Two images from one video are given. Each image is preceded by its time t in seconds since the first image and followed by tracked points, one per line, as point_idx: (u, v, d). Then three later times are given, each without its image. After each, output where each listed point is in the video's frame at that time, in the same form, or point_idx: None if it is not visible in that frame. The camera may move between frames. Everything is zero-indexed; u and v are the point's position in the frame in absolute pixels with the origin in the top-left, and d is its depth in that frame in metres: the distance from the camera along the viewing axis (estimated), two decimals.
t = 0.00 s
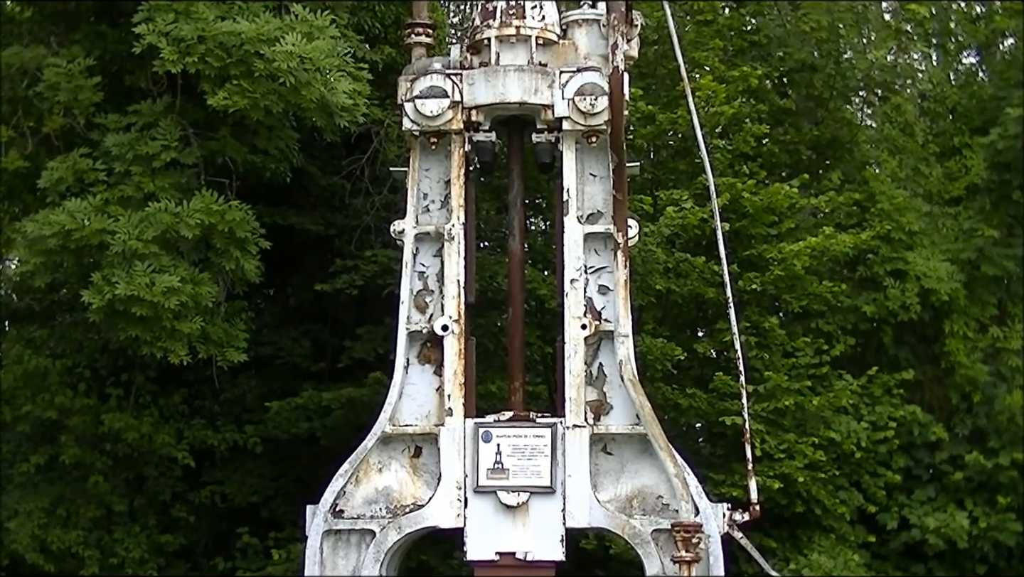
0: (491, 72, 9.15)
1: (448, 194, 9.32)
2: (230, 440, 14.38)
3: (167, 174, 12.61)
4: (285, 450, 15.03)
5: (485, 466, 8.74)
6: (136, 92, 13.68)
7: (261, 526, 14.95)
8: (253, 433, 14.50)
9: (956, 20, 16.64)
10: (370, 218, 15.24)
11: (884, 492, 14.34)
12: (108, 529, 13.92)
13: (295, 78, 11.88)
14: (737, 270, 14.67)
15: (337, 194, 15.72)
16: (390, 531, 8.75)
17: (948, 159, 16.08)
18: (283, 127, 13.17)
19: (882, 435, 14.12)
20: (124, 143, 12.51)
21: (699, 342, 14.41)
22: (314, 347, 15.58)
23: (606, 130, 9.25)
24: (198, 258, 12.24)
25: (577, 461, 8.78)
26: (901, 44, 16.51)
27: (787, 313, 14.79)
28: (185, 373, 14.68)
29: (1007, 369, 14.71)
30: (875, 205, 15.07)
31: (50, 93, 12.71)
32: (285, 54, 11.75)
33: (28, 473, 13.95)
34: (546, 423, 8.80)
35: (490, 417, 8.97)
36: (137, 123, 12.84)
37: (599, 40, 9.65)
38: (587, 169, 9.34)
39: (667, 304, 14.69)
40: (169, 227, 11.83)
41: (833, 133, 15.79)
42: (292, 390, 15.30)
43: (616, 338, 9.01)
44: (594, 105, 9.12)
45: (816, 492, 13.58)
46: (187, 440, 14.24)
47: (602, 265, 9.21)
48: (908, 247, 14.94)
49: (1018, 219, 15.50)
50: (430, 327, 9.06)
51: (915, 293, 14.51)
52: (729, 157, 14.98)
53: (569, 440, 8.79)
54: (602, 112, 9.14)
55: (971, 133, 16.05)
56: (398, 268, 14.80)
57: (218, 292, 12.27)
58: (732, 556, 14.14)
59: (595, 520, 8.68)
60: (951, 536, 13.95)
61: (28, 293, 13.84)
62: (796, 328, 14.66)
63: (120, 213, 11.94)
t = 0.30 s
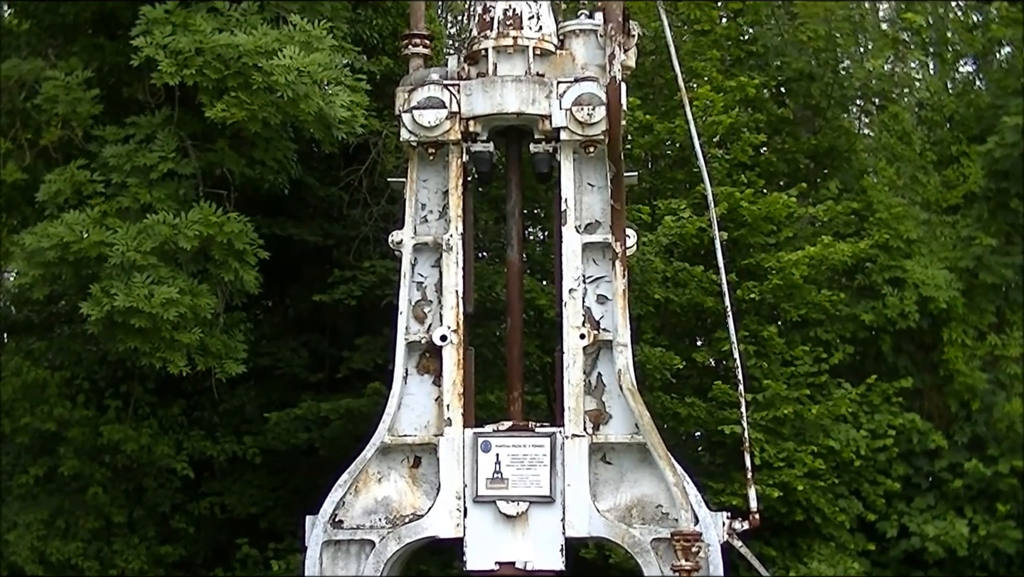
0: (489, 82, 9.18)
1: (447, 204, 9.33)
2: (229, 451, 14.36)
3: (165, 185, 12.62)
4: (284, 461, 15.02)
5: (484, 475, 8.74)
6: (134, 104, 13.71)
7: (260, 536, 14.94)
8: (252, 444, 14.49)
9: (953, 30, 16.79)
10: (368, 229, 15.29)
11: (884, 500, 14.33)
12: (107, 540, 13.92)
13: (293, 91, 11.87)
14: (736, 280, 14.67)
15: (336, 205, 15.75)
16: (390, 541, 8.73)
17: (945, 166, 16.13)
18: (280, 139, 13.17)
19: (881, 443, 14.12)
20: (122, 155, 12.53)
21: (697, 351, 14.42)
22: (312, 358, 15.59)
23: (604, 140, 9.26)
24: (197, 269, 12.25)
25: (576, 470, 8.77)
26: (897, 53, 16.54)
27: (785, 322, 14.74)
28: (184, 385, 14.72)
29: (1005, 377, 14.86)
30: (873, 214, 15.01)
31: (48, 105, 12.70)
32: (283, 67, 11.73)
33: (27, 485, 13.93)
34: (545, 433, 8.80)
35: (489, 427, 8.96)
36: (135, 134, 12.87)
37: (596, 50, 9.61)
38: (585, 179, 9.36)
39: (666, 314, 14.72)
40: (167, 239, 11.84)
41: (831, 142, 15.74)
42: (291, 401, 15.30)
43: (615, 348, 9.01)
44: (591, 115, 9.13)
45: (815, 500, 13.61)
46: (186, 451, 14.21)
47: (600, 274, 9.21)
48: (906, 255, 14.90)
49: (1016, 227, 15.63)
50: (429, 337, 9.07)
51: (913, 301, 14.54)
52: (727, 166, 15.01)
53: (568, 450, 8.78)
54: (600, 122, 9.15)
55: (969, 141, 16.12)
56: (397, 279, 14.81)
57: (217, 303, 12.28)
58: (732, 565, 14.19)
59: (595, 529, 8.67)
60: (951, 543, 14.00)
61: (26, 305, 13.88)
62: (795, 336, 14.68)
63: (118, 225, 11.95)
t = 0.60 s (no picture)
0: (486, 94, 9.15)
1: (444, 216, 9.35)
2: (227, 463, 14.37)
3: (163, 198, 12.62)
4: (282, 473, 15.03)
5: (482, 488, 8.73)
6: (132, 117, 13.77)
7: (258, 549, 14.94)
8: (250, 456, 14.51)
9: (949, 41, 16.55)
10: (366, 241, 15.34)
11: (882, 512, 14.31)
12: (105, 553, 13.90)
13: (291, 104, 11.91)
14: (733, 291, 14.69)
15: (334, 217, 15.78)
16: (388, 554, 8.72)
17: (942, 176, 16.07)
18: (278, 150, 13.16)
19: (879, 455, 14.12)
20: (120, 168, 12.54)
21: (696, 363, 14.43)
22: (311, 370, 15.61)
23: (601, 152, 9.29)
24: (195, 282, 12.25)
25: (574, 483, 8.76)
26: (895, 64, 16.50)
27: (783, 334, 14.83)
28: (183, 398, 14.76)
29: (1004, 388, 14.67)
30: (871, 226, 15.07)
31: (46, 118, 12.65)
32: (281, 80, 11.75)
33: (24, 498, 13.84)
34: (542, 445, 8.80)
35: (487, 439, 8.95)
36: (134, 147, 12.90)
37: (593, 62, 9.63)
38: (583, 191, 9.37)
39: (664, 326, 14.75)
40: (165, 251, 11.84)
41: (828, 153, 15.86)
42: (289, 414, 15.30)
43: (613, 360, 9.01)
44: (589, 126, 9.16)
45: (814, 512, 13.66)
46: (184, 464, 14.19)
47: (598, 286, 9.21)
48: (903, 266, 14.89)
49: (1014, 237, 15.33)
50: (427, 349, 9.06)
51: (910, 312, 14.45)
52: (726, 178, 15.16)
53: (566, 462, 8.77)
54: (597, 134, 9.18)
55: (966, 153, 15.85)
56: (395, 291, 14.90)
57: (215, 315, 12.29)
58: None
59: (593, 542, 8.65)
60: (949, 555, 13.95)
61: (24, 317, 13.87)
62: (793, 348, 14.71)
63: (116, 237, 11.95)
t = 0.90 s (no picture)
0: (486, 109, 9.17)
1: (444, 231, 9.36)
2: (228, 478, 14.36)
3: (165, 214, 12.65)
4: (282, 487, 15.02)
5: (483, 502, 8.72)
6: (132, 132, 13.85)
7: (258, 563, 14.97)
8: (250, 471, 14.51)
9: (949, 55, 16.59)
10: (367, 255, 15.38)
11: (883, 526, 14.30)
12: (105, 568, 13.87)
13: (292, 118, 11.94)
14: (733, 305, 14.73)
15: (335, 232, 15.82)
16: (389, 569, 8.72)
17: (942, 191, 16.01)
18: (279, 164, 13.22)
19: (880, 469, 14.10)
20: (122, 183, 12.57)
21: (697, 377, 14.42)
22: (311, 385, 15.61)
23: (601, 166, 9.32)
24: (196, 296, 12.28)
25: (575, 497, 8.75)
26: (895, 78, 16.44)
27: (783, 347, 14.82)
28: (183, 412, 14.71)
29: (1005, 402, 14.55)
30: (871, 239, 15.10)
31: (46, 133, 12.66)
32: (282, 94, 11.80)
33: (25, 513, 13.84)
34: (543, 459, 8.79)
35: (487, 453, 8.95)
36: (135, 162, 12.93)
37: (593, 76, 9.65)
38: (583, 206, 9.41)
39: (664, 339, 14.77)
40: (166, 266, 11.84)
41: (828, 167, 15.91)
42: (289, 428, 15.30)
43: (613, 374, 9.01)
44: (589, 141, 9.18)
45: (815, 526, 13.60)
46: (184, 478, 14.17)
47: (598, 300, 9.22)
48: (904, 279, 14.93)
49: (1013, 250, 15.18)
50: (427, 364, 9.06)
51: (911, 326, 14.43)
52: (726, 193, 15.18)
53: (567, 476, 8.77)
54: (597, 148, 9.20)
55: (966, 166, 15.81)
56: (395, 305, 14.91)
57: (216, 329, 12.31)
58: None
59: (594, 556, 8.63)
60: (951, 568, 13.94)
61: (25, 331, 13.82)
62: (793, 361, 14.71)
63: (117, 252, 11.97)
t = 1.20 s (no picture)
0: (486, 121, 9.20)
1: (444, 244, 9.38)
2: (227, 491, 14.37)
3: (165, 226, 12.67)
4: (282, 500, 15.09)
5: (483, 514, 8.70)
6: (132, 144, 13.91)
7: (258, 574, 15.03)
8: (250, 483, 14.54)
9: (949, 67, 16.08)
10: (367, 267, 15.43)
11: (884, 538, 14.28)
12: None
13: (294, 128, 11.96)
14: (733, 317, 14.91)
15: (335, 243, 15.85)
16: None
17: (942, 202, 15.54)
18: (281, 176, 13.40)
19: (881, 480, 14.09)
20: (122, 195, 12.58)
21: (697, 389, 14.41)
22: (312, 398, 15.60)
23: (601, 178, 9.33)
24: (196, 308, 12.29)
25: (575, 509, 8.72)
26: (894, 90, 16.30)
27: (784, 359, 14.88)
28: (183, 424, 14.66)
29: (1006, 414, 13.89)
30: (871, 251, 15.11)
31: (47, 146, 12.66)
32: (283, 104, 11.81)
33: (24, 525, 13.56)
34: (543, 471, 8.78)
35: (488, 466, 8.95)
36: (135, 174, 12.96)
37: (593, 89, 9.69)
38: (583, 218, 9.43)
39: (664, 351, 14.78)
40: (167, 278, 11.86)
41: (828, 178, 16.03)
42: (289, 441, 15.31)
43: (613, 386, 9.02)
44: (589, 153, 9.20)
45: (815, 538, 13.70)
46: (184, 490, 14.17)
47: (598, 313, 9.24)
48: (905, 291, 14.81)
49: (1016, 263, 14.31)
50: (428, 376, 9.08)
51: (912, 339, 14.34)
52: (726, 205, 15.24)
53: (567, 489, 8.75)
54: (598, 160, 9.22)
55: (967, 177, 15.17)
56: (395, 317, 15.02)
57: (216, 341, 12.33)
58: None
59: (594, 568, 8.60)
60: None
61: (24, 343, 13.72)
62: (793, 373, 14.77)
63: (118, 263, 11.98)
